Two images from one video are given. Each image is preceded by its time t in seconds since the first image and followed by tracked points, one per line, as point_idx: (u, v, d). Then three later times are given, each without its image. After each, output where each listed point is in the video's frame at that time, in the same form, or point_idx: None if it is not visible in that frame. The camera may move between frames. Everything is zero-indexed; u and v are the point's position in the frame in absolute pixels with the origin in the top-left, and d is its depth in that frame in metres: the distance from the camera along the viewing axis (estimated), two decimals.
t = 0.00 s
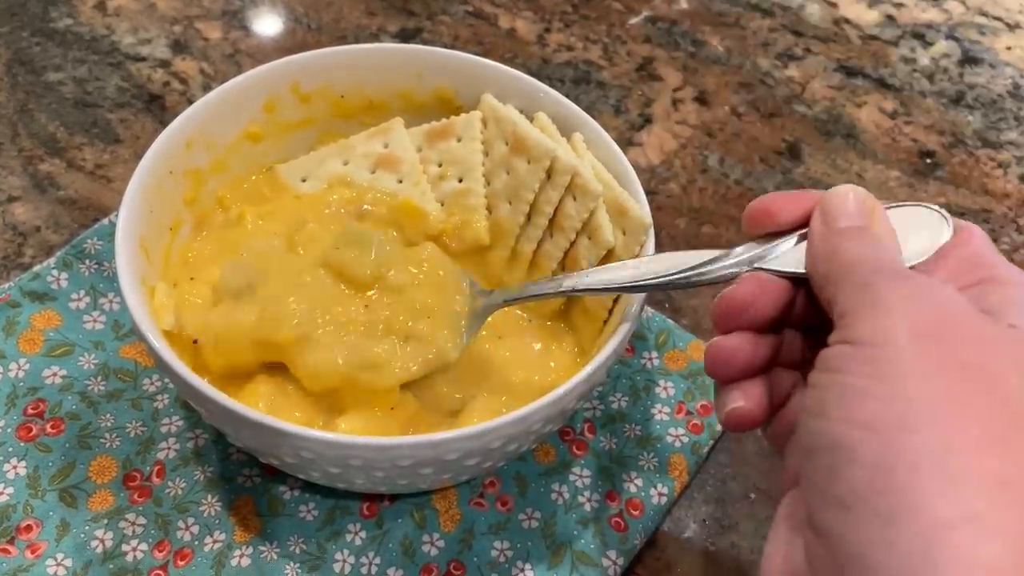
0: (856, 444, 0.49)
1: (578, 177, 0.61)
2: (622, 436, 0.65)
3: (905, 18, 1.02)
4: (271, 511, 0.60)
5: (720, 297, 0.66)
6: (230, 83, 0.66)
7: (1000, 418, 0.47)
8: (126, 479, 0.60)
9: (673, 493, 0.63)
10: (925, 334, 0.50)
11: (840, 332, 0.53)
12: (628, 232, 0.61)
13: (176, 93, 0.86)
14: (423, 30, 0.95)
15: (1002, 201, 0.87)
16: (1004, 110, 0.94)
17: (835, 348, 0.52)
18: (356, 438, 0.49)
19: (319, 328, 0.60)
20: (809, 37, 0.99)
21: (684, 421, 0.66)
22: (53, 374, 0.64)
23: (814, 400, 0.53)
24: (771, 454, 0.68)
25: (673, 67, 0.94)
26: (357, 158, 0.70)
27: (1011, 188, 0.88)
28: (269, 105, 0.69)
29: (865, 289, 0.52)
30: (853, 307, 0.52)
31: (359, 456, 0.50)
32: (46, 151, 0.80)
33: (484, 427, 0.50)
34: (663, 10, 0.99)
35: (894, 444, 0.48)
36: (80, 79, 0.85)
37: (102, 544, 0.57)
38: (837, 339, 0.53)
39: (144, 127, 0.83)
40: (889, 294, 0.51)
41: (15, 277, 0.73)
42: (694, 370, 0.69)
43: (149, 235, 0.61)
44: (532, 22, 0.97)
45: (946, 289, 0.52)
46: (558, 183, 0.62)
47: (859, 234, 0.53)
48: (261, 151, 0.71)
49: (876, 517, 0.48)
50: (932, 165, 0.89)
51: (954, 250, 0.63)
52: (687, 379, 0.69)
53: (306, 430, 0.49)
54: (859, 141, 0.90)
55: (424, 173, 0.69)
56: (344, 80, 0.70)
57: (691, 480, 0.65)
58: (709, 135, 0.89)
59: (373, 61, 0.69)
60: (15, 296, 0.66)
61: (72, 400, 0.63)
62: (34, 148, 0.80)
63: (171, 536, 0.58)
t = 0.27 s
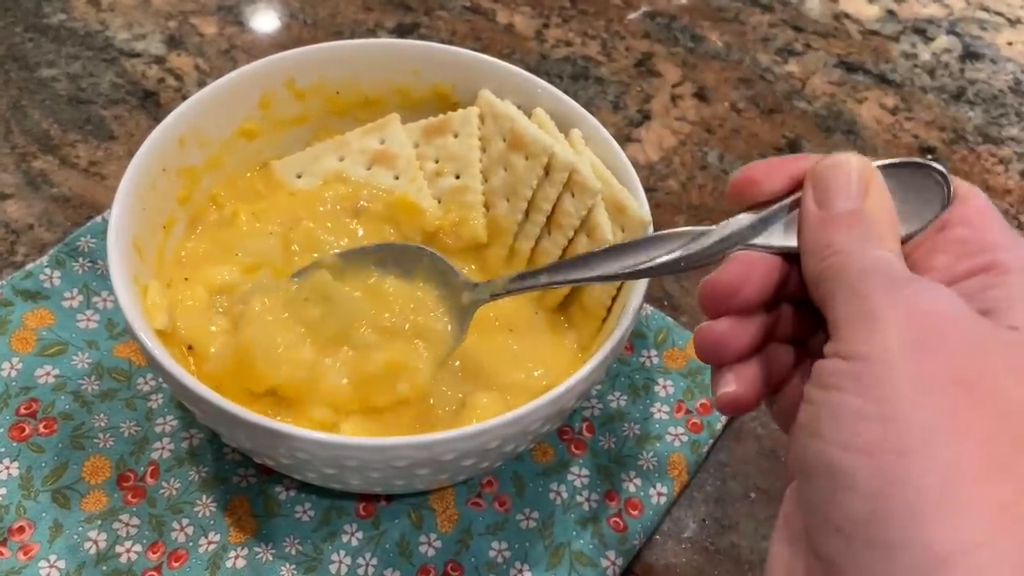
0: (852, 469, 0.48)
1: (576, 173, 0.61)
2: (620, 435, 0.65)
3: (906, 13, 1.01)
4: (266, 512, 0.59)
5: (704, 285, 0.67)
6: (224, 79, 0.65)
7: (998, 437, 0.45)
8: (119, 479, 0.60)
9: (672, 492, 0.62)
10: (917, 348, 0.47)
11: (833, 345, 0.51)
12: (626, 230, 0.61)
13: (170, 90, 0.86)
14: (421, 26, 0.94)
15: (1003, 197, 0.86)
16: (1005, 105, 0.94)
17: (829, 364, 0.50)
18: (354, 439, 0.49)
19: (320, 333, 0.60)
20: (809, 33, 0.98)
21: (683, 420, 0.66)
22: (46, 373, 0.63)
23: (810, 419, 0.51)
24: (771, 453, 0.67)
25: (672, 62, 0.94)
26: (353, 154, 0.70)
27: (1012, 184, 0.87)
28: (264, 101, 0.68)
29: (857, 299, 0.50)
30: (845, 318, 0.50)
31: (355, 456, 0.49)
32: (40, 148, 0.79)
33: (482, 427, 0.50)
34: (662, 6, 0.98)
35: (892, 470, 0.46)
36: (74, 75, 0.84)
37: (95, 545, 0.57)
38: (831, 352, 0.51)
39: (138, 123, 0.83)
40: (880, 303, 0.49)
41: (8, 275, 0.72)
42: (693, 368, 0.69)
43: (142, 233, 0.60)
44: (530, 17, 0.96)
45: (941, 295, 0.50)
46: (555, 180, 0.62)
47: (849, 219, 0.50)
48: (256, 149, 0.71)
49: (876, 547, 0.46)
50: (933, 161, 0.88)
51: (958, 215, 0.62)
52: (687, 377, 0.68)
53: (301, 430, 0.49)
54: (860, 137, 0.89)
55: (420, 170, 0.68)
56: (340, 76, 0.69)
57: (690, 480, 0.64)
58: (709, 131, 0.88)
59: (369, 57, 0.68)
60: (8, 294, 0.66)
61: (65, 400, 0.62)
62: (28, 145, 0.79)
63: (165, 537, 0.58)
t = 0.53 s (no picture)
0: (818, 485, 0.42)
1: (573, 169, 0.60)
2: (619, 432, 0.64)
3: (905, 8, 1.01)
4: (262, 510, 0.59)
5: (682, 235, 0.60)
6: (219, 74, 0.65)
7: (978, 446, 0.38)
8: (114, 477, 0.59)
9: (670, 490, 0.62)
10: (881, 347, 0.40)
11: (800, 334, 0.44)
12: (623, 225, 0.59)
13: (166, 85, 0.85)
14: (418, 21, 0.94)
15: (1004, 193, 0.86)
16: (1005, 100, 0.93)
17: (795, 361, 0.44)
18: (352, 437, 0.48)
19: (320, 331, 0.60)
20: (808, 28, 0.97)
21: (682, 417, 0.65)
22: (40, 371, 0.63)
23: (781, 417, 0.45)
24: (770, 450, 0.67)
25: (670, 57, 0.93)
26: (349, 149, 0.69)
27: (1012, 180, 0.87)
28: (259, 96, 0.67)
29: (824, 282, 0.42)
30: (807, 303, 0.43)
31: (351, 455, 0.49)
32: (34, 144, 0.79)
33: (478, 426, 0.49)
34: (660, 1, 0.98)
35: (857, 488, 0.40)
36: (69, 71, 0.84)
37: (90, 544, 0.56)
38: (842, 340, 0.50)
39: (133, 119, 0.82)
40: (845, 288, 0.41)
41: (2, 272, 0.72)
42: (692, 365, 0.68)
43: (136, 229, 0.59)
44: (528, 12, 0.96)
45: (921, 270, 0.41)
46: (552, 175, 0.61)
47: (838, 151, 0.42)
48: (251, 145, 0.70)
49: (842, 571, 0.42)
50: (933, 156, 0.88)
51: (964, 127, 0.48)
52: (685, 374, 0.68)
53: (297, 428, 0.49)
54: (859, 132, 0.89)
55: (417, 164, 0.68)
56: (336, 71, 0.68)
57: (689, 477, 0.64)
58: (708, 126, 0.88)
59: (365, 52, 0.68)
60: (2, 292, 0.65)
61: (59, 397, 0.62)
62: (22, 141, 0.79)
63: (160, 536, 0.57)
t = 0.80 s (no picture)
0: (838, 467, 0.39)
1: (573, 167, 0.60)
2: (617, 431, 0.64)
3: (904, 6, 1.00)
4: (261, 509, 0.59)
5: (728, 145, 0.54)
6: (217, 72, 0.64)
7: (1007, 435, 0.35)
8: (112, 477, 0.59)
9: (670, 489, 0.62)
10: (902, 319, 0.36)
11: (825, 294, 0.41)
12: (623, 223, 0.59)
13: (163, 83, 0.85)
14: (416, 19, 0.94)
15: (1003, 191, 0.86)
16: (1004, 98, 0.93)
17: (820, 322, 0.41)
18: (350, 437, 0.48)
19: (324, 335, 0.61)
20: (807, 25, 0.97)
21: (681, 416, 0.65)
22: (38, 370, 0.63)
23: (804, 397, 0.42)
24: (769, 449, 0.67)
25: (669, 55, 0.93)
26: (348, 146, 0.70)
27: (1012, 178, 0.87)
28: (257, 94, 0.67)
29: (852, 240, 0.38)
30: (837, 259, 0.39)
31: (349, 454, 0.49)
32: (31, 143, 0.79)
33: (477, 425, 0.49)
34: None
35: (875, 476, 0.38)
36: (66, 68, 0.84)
37: (88, 543, 0.56)
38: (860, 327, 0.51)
39: (131, 117, 0.82)
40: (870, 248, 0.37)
41: None
42: (691, 363, 0.68)
43: (134, 228, 0.59)
44: (526, 9, 0.95)
45: (960, 213, 0.36)
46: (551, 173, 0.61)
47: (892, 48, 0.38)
48: (250, 143, 0.70)
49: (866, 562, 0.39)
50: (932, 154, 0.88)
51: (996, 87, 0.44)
52: (684, 372, 0.67)
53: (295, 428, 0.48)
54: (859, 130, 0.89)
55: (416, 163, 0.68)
56: (335, 69, 0.68)
57: (688, 476, 0.64)
58: (707, 124, 0.88)
59: (364, 50, 0.67)
60: None
61: (57, 396, 0.62)
62: (19, 139, 0.79)
63: (159, 535, 0.57)
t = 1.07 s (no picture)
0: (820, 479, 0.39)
1: (573, 165, 0.61)
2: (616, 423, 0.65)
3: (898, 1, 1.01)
4: (266, 501, 0.60)
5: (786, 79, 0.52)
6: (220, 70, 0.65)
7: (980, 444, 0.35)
8: (118, 470, 0.60)
9: (668, 480, 0.63)
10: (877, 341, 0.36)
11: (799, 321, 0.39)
12: (623, 220, 0.60)
13: (164, 79, 0.85)
14: (415, 14, 0.94)
15: (995, 185, 0.87)
16: (996, 93, 0.94)
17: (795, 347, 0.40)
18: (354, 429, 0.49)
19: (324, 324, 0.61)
20: (803, 21, 0.98)
21: (678, 409, 0.66)
22: (44, 364, 0.64)
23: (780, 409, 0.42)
24: (764, 441, 0.68)
25: (666, 50, 0.94)
26: (351, 144, 0.70)
27: (1004, 172, 0.88)
28: (260, 91, 0.68)
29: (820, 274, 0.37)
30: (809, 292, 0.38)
31: (354, 447, 0.50)
32: (33, 138, 0.79)
33: (479, 418, 0.50)
34: None
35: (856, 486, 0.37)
36: (67, 64, 0.84)
37: (95, 535, 0.57)
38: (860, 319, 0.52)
39: (132, 113, 0.82)
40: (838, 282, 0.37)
41: (3, 266, 0.72)
42: (688, 357, 0.69)
43: (140, 225, 0.60)
44: (524, 5, 0.96)
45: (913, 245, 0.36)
46: (552, 171, 0.62)
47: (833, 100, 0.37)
48: (252, 140, 0.71)
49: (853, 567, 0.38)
50: (926, 149, 0.89)
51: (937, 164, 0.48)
52: (682, 366, 0.69)
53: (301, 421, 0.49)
54: (854, 125, 0.89)
55: (419, 161, 0.68)
56: (337, 66, 0.69)
57: (686, 468, 0.65)
58: (703, 119, 0.89)
59: (366, 48, 0.68)
60: (5, 286, 0.66)
61: (63, 391, 0.63)
62: (21, 135, 0.79)
63: (165, 527, 0.58)
